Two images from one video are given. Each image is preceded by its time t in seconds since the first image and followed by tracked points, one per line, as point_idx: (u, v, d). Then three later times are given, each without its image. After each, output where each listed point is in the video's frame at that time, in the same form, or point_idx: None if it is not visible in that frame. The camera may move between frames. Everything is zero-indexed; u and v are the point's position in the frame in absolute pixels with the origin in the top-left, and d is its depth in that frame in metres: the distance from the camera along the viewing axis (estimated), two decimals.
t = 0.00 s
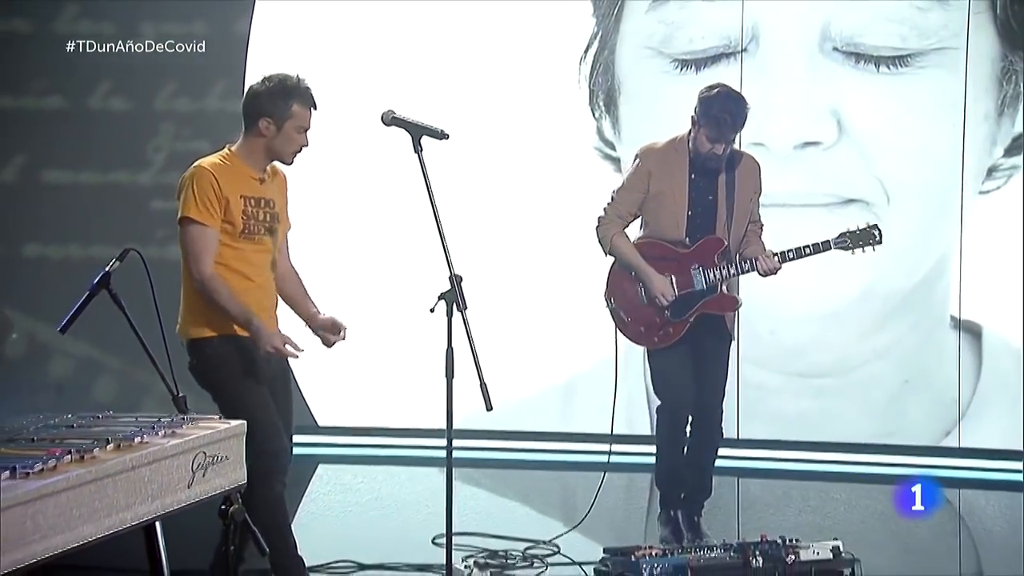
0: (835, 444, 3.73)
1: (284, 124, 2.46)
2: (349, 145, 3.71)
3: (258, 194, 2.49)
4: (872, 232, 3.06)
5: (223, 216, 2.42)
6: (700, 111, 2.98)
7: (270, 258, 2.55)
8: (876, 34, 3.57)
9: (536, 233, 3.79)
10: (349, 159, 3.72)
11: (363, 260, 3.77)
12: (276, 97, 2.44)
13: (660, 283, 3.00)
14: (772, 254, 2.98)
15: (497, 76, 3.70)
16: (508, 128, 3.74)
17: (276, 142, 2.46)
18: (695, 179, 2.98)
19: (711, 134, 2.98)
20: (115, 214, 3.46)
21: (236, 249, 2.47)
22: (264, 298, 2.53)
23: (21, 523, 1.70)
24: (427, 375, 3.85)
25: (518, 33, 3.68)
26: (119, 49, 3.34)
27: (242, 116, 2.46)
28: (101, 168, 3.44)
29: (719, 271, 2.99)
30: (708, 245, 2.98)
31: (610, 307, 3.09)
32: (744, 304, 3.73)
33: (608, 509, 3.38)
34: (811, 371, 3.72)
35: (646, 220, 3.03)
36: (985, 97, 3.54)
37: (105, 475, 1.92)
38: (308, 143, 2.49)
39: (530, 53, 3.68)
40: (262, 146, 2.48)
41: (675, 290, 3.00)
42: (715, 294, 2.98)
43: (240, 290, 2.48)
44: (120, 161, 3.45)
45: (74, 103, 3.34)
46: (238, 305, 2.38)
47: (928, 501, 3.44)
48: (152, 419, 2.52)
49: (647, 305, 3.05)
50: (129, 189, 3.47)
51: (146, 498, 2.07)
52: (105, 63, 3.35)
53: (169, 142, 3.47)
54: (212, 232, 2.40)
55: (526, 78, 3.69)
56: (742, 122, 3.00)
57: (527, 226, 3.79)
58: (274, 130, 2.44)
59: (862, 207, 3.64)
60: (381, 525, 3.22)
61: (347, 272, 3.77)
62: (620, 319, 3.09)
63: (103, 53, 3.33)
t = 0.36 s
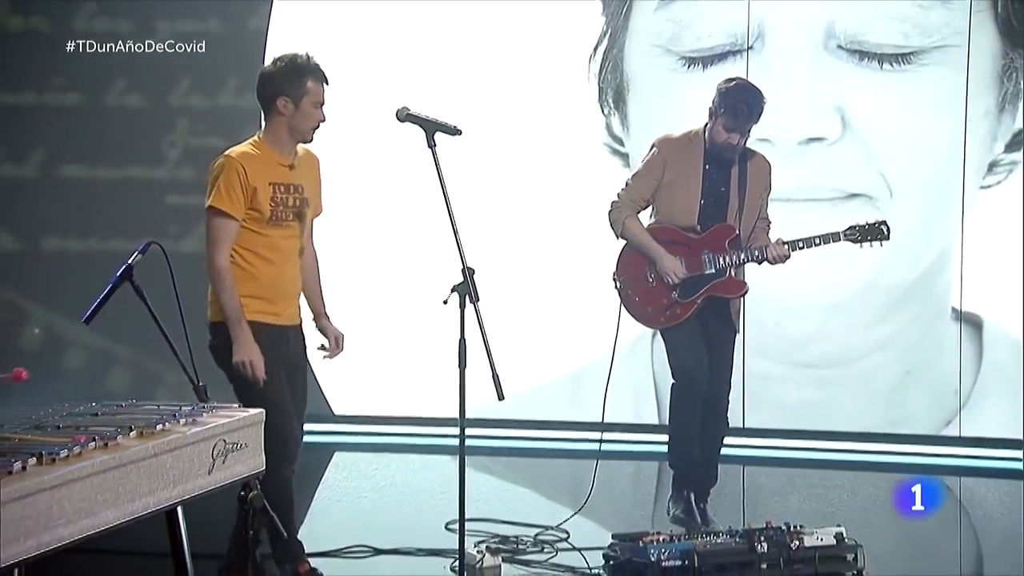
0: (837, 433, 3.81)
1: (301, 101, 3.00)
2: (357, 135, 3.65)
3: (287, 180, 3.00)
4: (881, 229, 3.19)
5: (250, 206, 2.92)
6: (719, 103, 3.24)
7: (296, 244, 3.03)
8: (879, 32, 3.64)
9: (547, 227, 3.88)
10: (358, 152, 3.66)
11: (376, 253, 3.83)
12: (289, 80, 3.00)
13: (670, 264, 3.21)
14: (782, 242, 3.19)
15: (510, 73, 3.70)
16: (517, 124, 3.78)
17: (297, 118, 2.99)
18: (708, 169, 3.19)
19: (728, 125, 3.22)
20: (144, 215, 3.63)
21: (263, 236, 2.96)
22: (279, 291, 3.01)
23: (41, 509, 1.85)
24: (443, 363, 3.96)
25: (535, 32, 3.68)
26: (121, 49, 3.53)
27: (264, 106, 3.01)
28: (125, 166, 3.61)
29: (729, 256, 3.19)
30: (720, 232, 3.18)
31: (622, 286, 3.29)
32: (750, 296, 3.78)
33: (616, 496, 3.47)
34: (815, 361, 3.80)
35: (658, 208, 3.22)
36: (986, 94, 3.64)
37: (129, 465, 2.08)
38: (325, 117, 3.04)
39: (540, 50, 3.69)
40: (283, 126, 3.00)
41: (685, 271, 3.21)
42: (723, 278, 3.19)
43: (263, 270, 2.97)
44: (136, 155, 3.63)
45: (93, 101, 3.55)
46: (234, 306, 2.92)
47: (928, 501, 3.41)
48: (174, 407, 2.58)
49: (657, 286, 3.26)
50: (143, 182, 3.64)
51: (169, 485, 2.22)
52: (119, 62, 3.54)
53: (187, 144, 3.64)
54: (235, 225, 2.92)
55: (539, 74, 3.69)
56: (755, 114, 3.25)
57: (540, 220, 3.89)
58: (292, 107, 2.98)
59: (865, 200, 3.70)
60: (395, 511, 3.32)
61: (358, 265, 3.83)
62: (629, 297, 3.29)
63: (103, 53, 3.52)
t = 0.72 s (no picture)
0: (845, 425, 3.89)
1: (349, 122, 2.81)
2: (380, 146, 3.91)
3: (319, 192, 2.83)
4: (891, 227, 3.23)
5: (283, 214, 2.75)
6: (729, 104, 3.27)
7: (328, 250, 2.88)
8: (886, 33, 3.71)
9: (556, 224, 3.94)
10: (382, 158, 3.92)
11: (393, 248, 3.96)
12: (339, 100, 2.79)
13: (687, 262, 3.24)
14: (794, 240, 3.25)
15: (521, 74, 3.86)
16: (531, 122, 3.89)
17: (344, 140, 2.82)
18: (718, 169, 3.21)
19: (740, 123, 3.24)
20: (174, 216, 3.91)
21: (292, 245, 2.79)
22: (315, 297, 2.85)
23: (72, 495, 1.82)
24: (449, 359, 4.00)
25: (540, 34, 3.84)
26: (121, 49, 3.81)
27: (311, 119, 2.82)
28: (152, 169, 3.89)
29: (743, 255, 3.22)
30: (732, 231, 3.21)
31: (636, 283, 3.33)
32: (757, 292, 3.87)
33: (626, 486, 3.57)
34: (822, 355, 3.88)
35: (669, 207, 3.25)
36: (990, 93, 3.68)
37: (155, 452, 2.07)
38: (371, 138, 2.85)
39: (552, 50, 3.84)
40: (329, 145, 2.82)
41: (701, 269, 3.24)
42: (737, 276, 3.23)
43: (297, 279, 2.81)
44: (156, 155, 3.88)
45: (110, 100, 3.85)
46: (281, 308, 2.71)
47: (928, 501, 3.40)
48: (198, 397, 2.63)
49: (674, 285, 3.29)
50: (164, 181, 3.90)
51: (194, 474, 2.23)
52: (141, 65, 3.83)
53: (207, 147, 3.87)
54: (268, 232, 2.70)
55: (548, 75, 3.85)
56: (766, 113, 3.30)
57: (548, 218, 3.94)
58: (341, 129, 2.80)
59: (872, 199, 3.76)
60: (412, 501, 3.41)
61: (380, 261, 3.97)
62: (643, 294, 3.33)
63: (102, 52, 3.81)
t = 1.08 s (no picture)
0: (854, 419, 3.97)
1: (377, 107, 3.21)
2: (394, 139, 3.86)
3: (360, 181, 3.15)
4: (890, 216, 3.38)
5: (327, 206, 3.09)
6: (734, 102, 3.41)
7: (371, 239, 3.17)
8: (897, 34, 3.78)
9: (572, 220, 4.03)
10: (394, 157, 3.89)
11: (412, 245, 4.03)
12: (370, 85, 3.23)
13: (692, 263, 3.36)
14: (793, 237, 3.32)
15: (537, 74, 3.89)
16: (548, 121, 3.94)
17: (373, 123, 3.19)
18: (724, 168, 3.32)
19: (754, 121, 3.36)
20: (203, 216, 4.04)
21: (339, 234, 3.10)
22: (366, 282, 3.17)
23: (108, 484, 1.96)
24: (468, 352, 4.10)
25: (558, 36, 3.87)
26: (121, 49, 3.90)
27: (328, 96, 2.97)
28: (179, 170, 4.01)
29: (744, 252, 3.31)
30: (734, 230, 3.31)
31: (646, 288, 3.44)
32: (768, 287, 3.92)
33: (642, 477, 3.67)
34: (833, 350, 3.94)
35: (678, 208, 3.36)
36: (999, 94, 3.76)
37: (183, 444, 2.18)
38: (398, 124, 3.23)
39: (570, 50, 3.87)
40: (359, 130, 3.19)
41: (706, 268, 3.34)
42: (738, 275, 3.31)
43: (343, 266, 3.12)
44: (180, 155, 4.00)
45: (138, 100, 3.95)
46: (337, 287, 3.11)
47: (928, 501, 3.43)
48: (227, 390, 2.73)
49: (680, 287, 3.40)
50: (190, 180, 4.02)
51: (222, 465, 2.33)
52: (165, 66, 3.92)
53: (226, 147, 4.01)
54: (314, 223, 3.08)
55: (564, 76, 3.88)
56: (773, 111, 3.40)
57: (564, 213, 4.03)
58: (368, 111, 3.18)
59: (882, 196, 3.85)
60: (434, 490, 3.52)
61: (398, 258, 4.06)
62: (653, 299, 3.44)
63: (102, 52, 3.91)
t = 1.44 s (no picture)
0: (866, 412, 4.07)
1: (408, 120, 2.86)
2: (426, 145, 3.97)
3: (393, 193, 2.86)
4: (884, 207, 3.46)
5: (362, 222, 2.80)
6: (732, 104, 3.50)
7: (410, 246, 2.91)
8: (910, 36, 3.84)
9: (587, 221, 4.10)
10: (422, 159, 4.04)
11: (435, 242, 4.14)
12: (397, 97, 2.83)
13: (695, 270, 3.42)
14: (793, 235, 3.37)
15: (554, 74, 3.99)
16: (566, 122, 4.04)
17: (403, 138, 2.86)
18: (724, 169, 3.41)
19: (753, 118, 3.46)
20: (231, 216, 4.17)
21: (373, 246, 2.83)
22: (404, 292, 2.87)
23: (141, 473, 2.02)
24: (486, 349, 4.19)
25: (575, 35, 3.98)
26: (122, 49, 3.95)
27: (371, 119, 2.87)
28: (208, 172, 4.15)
29: (746, 253, 3.37)
30: (734, 231, 3.38)
31: (652, 294, 3.50)
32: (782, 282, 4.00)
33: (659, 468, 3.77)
34: (846, 345, 4.03)
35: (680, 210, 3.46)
36: (1011, 94, 3.80)
37: (214, 435, 2.25)
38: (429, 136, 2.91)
39: (587, 52, 3.97)
40: (389, 142, 2.87)
41: (708, 274, 3.41)
42: (743, 276, 3.38)
43: (384, 277, 2.84)
44: (204, 155, 4.14)
45: (162, 102, 4.07)
46: (375, 301, 2.71)
47: (928, 501, 3.46)
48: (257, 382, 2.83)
49: (685, 290, 3.45)
50: (215, 180, 4.15)
51: (255, 455, 2.41)
52: (189, 68, 4.04)
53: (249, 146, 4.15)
54: (348, 237, 2.76)
55: (581, 78, 3.99)
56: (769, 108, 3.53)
57: (579, 214, 4.10)
58: (401, 125, 2.84)
59: (894, 195, 3.93)
60: (457, 482, 3.62)
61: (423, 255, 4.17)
62: (659, 303, 3.50)
63: (103, 52, 3.96)
